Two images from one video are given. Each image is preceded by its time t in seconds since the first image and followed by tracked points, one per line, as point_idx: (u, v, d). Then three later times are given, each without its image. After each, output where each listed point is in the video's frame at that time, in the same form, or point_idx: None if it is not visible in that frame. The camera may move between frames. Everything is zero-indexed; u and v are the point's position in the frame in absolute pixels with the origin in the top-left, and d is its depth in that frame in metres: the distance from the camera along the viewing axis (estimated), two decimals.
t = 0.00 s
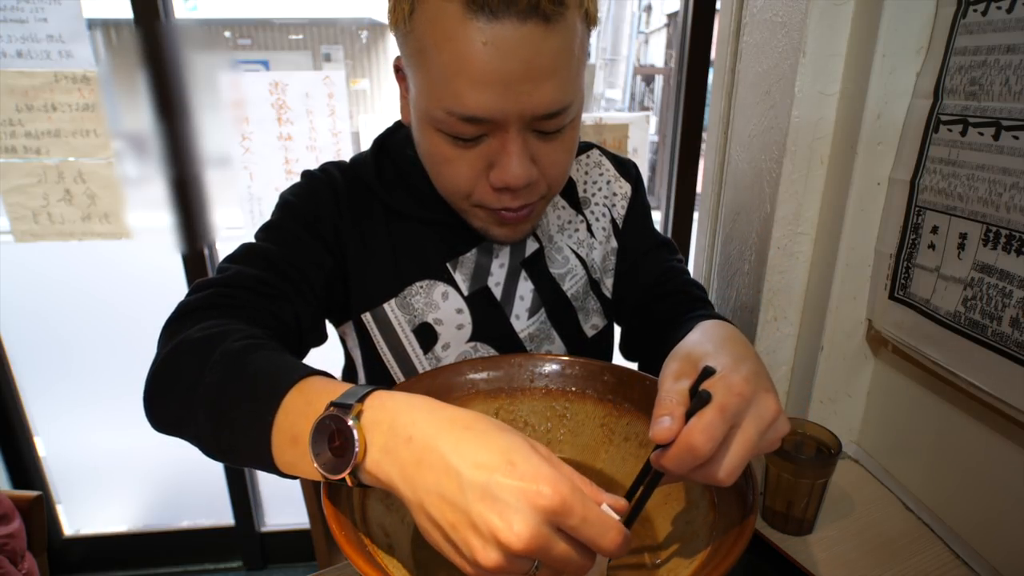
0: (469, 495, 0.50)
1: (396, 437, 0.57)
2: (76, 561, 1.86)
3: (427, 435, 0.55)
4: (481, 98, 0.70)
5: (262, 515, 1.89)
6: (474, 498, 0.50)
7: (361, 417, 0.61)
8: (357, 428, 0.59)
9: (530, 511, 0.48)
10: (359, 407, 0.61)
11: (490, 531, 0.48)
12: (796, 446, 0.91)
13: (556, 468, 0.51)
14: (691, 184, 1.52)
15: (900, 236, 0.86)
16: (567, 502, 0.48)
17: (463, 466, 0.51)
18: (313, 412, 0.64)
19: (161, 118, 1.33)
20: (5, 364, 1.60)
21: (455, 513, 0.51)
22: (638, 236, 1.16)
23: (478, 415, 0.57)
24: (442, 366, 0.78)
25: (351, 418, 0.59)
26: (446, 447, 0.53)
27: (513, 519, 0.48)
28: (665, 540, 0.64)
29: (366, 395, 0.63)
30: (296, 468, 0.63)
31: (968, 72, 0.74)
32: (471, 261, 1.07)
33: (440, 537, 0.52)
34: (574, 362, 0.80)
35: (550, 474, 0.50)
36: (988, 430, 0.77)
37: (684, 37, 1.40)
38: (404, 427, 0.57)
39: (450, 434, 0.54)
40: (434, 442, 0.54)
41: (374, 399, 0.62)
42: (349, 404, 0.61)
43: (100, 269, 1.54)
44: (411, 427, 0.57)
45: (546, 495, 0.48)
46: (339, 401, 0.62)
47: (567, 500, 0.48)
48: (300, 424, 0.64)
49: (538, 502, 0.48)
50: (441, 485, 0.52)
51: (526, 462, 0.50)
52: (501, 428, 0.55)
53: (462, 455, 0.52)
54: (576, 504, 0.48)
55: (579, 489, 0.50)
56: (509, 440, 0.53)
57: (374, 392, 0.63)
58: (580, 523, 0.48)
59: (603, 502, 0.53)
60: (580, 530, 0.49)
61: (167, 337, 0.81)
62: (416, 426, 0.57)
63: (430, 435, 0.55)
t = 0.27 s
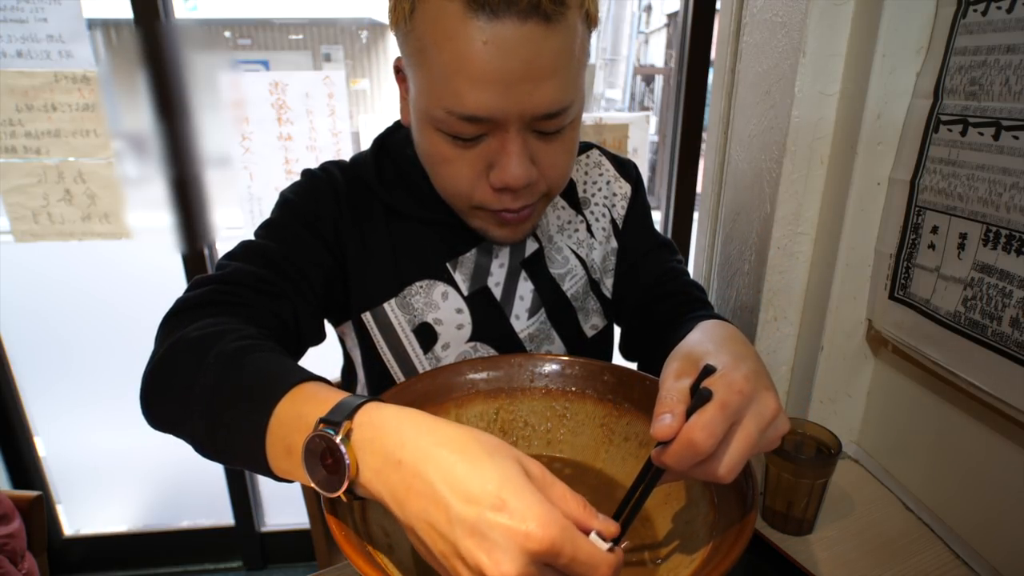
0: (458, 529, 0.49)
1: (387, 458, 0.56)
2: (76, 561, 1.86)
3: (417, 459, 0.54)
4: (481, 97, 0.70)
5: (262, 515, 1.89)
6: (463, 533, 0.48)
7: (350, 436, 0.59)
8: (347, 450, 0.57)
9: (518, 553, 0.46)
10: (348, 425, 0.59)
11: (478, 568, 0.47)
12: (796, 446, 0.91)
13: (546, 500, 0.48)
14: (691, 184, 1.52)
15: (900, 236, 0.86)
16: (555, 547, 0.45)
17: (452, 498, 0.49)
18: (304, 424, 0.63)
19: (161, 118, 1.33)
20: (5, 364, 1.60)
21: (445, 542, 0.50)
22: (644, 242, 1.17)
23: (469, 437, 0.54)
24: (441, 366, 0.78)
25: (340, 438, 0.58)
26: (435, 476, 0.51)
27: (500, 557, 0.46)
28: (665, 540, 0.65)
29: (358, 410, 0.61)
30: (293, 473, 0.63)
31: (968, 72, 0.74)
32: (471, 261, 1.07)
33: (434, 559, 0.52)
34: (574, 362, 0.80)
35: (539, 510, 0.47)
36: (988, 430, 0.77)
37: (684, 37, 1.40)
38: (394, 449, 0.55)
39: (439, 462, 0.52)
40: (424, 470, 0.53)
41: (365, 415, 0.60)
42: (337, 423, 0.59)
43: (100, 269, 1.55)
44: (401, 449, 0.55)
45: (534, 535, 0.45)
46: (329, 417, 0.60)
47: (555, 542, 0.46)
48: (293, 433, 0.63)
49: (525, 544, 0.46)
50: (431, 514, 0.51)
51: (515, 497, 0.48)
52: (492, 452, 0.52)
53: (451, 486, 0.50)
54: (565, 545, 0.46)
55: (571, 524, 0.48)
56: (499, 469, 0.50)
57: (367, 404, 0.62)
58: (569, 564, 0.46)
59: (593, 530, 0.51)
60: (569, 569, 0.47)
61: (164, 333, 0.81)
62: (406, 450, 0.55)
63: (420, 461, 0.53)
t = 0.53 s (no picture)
0: (449, 542, 0.49)
1: (380, 466, 0.55)
2: (76, 561, 1.86)
3: (410, 469, 0.53)
4: (481, 91, 0.70)
5: (262, 515, 1.89)
6: (454, 546, 0.49)
7: (345, 443, 0.59)
8: (342, 458, 0.57)
9: (507, 569, 0.46)
10: (341, 432, 0.59)
11: None
12: (796, 446, 0.91)
13: (540, 514, 0.48)
14: (691, 184, 1.52)
15: (900, 236, 0.86)
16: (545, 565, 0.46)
17: (445, 515, 0.49)
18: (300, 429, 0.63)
19: (161, 118, 1.33)
20: (5, 364, 1.60)
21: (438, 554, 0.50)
22: (638, 237, 1.17)
23: (462, 446, 0.54)
24: (441, 366, 0.78)
25: (334, 446, 0.57)
26: (427, 489, 0.51)
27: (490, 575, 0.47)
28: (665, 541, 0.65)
29: (352, 414, 0.60)
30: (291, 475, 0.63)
31: (968, 72, 0.74)
32: (472, 261, 1.07)
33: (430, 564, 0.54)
34: (574, 362, 0.80)
35: (531, 528, 0.47)
36: (988, 430, 0.77)
37: (684, 37, 1.40)
38: (388, 457, 0.55)
39: (433, 476, 0.52)
40: (417, 481, 0.52)
41: (359, 420, 0.60)
42: (331, 430, 0.59)
43: (100, 269, 1.55)
44: (395, 459, 0.54)
45: (524, 553, 0.46)
46: (322, 423, 0.60)
47: (546, 561, 0.46)
48: (290, 437, 0.63)
49: (515, 561, 0.46)
50: (423, 525, 0.51)
51: (506, 513, 0.48)
52: (487, 464, 0.52)
53: (443, 503, 0.50)
54: (556, 563, 0.46)
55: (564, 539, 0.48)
56: (491, 488, 0.49)
57: (363, 408, 0.61)
58: None
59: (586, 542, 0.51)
60: None
61: (164, 330, 0.81)
62: (399, 459, 0.54)
63: (413, 472, 0.53)
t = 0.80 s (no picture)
0: (441, 543, 0.50)
1: (372, 466, 0.55)
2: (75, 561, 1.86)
3: (401, 469, 0.53)
4: (484, 87, 0.70)
5: (262, 515, 1.89)
6: (445, 547, 0.50)
7: (337, 445, 0.59)
8: (335, 461, 0.57)
9: (498, 569, 0.47)
10: (332, 434, 0.59)
11: None
12: (796, 445, 0.91)
13: (532, 513, 0.48)
14: (691, 184, 1.52)
15: (900, 236, 0.86)
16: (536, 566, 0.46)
17: (437, 515, 0.50)
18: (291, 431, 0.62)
19: (161, 118, 1.33)
20: (5, 364, 1.60)
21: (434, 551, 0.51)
22: (645, 245, 1.18)
23: (452, 444, 0.53)
24: (441, 366, 0.78)
25: (327, 450, 0.58)
26: (418, 491, 0.51)
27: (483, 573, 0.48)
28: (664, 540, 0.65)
29: (342, 415, 0.60)
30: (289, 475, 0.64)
31: (968, 72, 0.74)
32: (472, 261, 1.07)
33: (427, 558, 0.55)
34: (574, 362, 0.80)
35: (520, 529, 0.47)
36: (988, 430, 0.77)
37: (684, 37, 1.40)
38: (379, 458, 0.55)
39: (423, 478, 0.52)
40: (409, 481, 0.52)
41: (350, 421, 0.59)
42: (323, 433, 0.59)
43: (100, 269, 1.55)
44: (385, 460, 0.54)
45: (513, 555, 0.46)
46: (312, 425, 0.60)
47: (537, 560, 0.46)
48: (285, 438, 0.63)
49: (505, 563, 0.46)
50: (416, 525, 0.52)
51: (495, 515, 0.48)
52: (477, 463, 0.51)
53: (435, 504, 0.50)
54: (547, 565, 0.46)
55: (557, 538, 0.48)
56: (479, 488, 0.49)
57: (355, 407, 0.61)
58: None
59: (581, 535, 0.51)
60: None
61: (163, 330, 0.82)
62: (390, 460, 0.54)
63: (404, 472, 0.53)
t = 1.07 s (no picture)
0: (404, 512, 0.51)
1: (338, 449, 0.55)
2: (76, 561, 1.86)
3: (360, 443, 0.53)
4: (488, 84, 0.70)
5: (262, 515, 1.89)
6: (409, 515, 0.50)
7: (302, 432, 0.59)
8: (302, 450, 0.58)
9: (459, 529, 0.47)
10: (293, 424, 0.59)
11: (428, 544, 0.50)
12: (796, 445, 0.91)
13: (492, 470, 0.48)
14: (691, 184, 1.52)
15: (900, 236, 0.86)
16: (497, 521, 0.46)
17: (399, 486, 0.50)
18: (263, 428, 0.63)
19: (161, 117, 1.33)
20: (5, 364, 1.60)
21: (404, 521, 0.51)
22: (645, 244, 1.18)
23: (405, 412, 0.53)
24: (441, 366, 0.78)
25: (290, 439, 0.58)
26: (379, 465, 0.51)
27: (451, 535, 0.48)
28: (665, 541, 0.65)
29: (303, 404, 0.61)
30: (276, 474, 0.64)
31: (968, 72, 0.74)
32: (472, 262, 1.07)
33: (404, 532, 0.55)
34: (574, 362, 0.80)
35: (480, 487, 0.46)
36: (988, 430, 0.77)
37: (684, 36, 1.40)
38: (339, 439, 0.55)
39: (383, 451, 0.51)
40: (367, 453, 0.53)
41: (312, 408, 0.60)
42: (286, 422, 0.59)
43: (100, 269, 1.55)
44: (346, 439, 0.55)
45: (472, 515, 0.46)
46: (278, 417, 0.60)
47: (498, 516, 0.46)
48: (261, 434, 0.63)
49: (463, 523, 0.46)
50: (381, 500, 0.52)
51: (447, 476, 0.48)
52: (434, 429, 0.51)
53: (396, 474, 0.50)
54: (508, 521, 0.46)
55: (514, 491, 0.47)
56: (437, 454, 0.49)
57: (314, 394, 0.61)
58: (519, 529, 0.47)
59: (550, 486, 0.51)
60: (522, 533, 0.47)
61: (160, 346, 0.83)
62: (348, 438, 0.55)
63: (363, 446, 0.53)
